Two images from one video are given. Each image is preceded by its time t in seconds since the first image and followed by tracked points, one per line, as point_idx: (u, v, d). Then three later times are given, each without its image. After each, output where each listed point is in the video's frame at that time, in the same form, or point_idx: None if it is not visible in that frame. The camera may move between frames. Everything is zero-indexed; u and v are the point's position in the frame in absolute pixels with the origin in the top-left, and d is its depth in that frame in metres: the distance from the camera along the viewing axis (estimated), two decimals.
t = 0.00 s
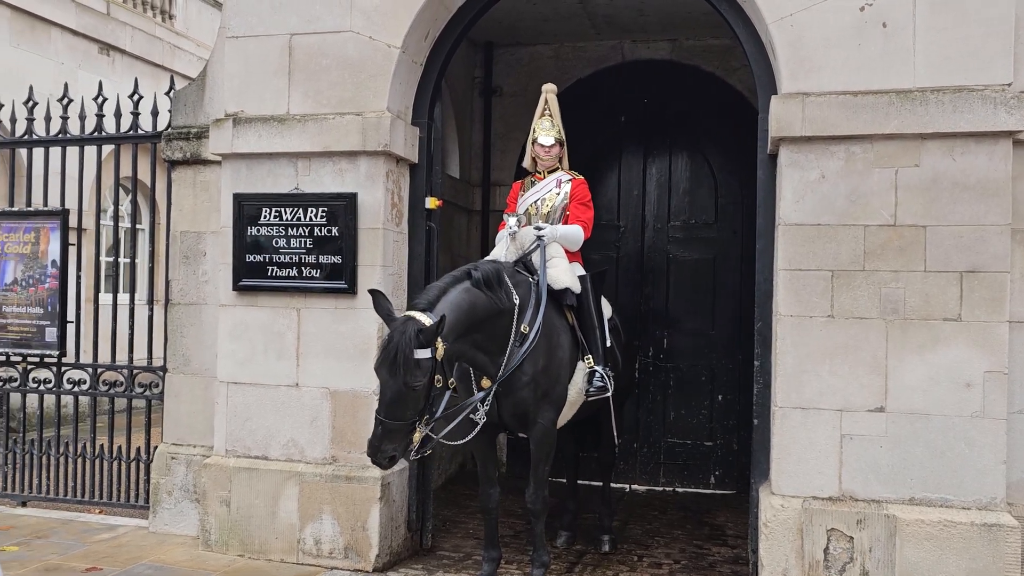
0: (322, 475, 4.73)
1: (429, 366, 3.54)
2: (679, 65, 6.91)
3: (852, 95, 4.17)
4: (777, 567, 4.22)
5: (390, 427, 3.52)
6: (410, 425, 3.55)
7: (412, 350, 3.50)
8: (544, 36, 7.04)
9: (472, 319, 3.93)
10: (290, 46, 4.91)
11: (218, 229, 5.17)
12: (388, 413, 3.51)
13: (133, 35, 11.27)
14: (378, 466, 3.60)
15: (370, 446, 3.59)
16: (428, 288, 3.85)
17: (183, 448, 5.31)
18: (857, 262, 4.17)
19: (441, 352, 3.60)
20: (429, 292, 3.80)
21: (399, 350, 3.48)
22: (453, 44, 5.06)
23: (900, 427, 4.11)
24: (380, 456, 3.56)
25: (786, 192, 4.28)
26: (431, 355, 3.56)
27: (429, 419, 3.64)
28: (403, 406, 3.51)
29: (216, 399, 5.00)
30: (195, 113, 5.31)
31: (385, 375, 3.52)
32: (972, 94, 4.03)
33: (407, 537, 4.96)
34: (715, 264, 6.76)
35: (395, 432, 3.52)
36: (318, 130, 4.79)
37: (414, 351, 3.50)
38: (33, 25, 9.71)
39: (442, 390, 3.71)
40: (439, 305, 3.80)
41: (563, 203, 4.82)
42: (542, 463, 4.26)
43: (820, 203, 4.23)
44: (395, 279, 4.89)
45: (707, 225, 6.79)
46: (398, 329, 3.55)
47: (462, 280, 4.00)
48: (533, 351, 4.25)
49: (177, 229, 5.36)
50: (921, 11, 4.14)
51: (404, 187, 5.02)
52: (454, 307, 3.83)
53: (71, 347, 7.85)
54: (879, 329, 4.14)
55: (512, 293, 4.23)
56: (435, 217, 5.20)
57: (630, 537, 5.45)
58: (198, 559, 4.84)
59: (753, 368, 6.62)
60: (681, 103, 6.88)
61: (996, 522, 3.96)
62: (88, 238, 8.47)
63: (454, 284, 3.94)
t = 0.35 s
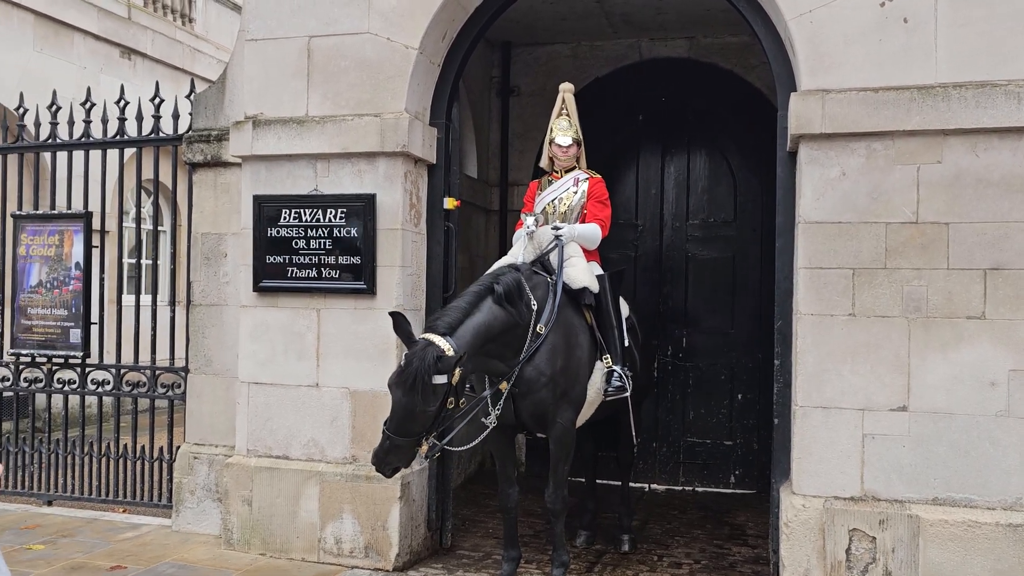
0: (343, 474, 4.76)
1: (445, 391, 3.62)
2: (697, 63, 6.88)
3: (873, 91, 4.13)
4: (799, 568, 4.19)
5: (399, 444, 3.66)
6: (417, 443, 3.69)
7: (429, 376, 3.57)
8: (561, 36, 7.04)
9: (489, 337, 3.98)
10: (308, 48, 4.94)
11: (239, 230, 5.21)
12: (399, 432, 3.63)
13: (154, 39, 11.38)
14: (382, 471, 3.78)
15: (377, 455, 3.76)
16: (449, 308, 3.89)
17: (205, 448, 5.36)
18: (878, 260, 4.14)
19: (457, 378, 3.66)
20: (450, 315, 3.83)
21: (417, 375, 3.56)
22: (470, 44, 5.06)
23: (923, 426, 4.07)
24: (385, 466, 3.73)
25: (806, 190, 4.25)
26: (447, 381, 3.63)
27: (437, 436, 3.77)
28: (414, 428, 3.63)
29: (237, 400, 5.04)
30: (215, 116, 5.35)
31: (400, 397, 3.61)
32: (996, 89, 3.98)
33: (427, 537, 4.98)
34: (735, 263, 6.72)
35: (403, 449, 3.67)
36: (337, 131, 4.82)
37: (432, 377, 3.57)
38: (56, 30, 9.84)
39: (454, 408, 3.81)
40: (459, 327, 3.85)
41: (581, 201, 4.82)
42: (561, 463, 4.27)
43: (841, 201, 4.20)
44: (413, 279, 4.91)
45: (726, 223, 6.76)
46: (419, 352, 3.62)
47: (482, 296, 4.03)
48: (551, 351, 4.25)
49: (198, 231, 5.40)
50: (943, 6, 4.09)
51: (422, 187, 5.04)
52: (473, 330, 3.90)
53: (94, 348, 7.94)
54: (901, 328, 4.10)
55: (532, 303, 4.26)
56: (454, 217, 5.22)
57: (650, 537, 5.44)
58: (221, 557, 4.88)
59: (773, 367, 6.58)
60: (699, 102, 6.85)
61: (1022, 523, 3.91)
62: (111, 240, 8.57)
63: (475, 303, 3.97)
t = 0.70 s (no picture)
0: (351, 467, 4.77)
1: (462, 408, 3.64)
2: (706, 55, 6.84)
3: (884, 84, 4.10)
4: (808, 562, 4.18)
5: (416, 460, 3.70)
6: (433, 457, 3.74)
7: (445, 395, 3.59)
8: (570, 28, 7.02)
9: (502, 348, 3.99)
10: (317, 41, 4.94)
11: (248, 224, 5.22)
12: (417, 449, 3.67)
13: (163, 32, 11.39)
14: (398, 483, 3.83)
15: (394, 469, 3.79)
16: (460, 321, 3.88)
17: (215, 441, 5.38)
18: (889, 254, 4.12)
19: (472, 394, 3.68)
20: (462, 329, 3.83)
21: (434, 394, 3.58)
22: (479, 37, 5.05)
23: (933, 421, 4.05)
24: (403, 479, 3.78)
25: (816, 183, 4.23)
26: (463, 399, 3.65)
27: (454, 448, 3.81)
28: (431, 445, 3.67)
29: (247, 392, 5.05)
30: (225, 109, 5.35)
31: (416, 416, 3.63)
32: (1009, 81, 3.95)
33: (435, 530, 4.99)
34: (744, 256, 6.70)
35: (420, 464, 3.71)
36: (345, 124, 4.82)
37: (448, 396, 3.60)
38: (66, 23, 9.87)
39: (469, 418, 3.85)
40: (471, 342, 3.85)
41: (588, 194, 4.80)
42: (570, 456, 4.29)
43: (851, 194, 4.17)
44: (422, 273, 4.91)
45: (736, 217, 6.73)
46: (435, 371, 3.63)
47: (494, 307, 4.00)
48: (558, 346, 4.24)
49: (207, 224, 5.42)
50: None
51: (431, 181, 5.04)
52: (486, 343, 3.89)
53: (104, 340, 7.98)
54: (912, 321, 4.08)
55: (542, 303, 4.24)
56: (462, 210, 5.21)
57: (658, 531, 5.44)
58: (230, 549, 4.90)
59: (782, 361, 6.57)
60: (708, 94, 6.81)
61: None
62: (121, 233, 8.60)
63: (486, 314, 3.95)
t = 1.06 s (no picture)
0: (353, 458, 4.77)
1: (476, 411, 3.65)
2: (710, 45, 6.80)
3: (889, 74, 4.07)
4: (810, 554, 4.18)
5: (438, 470, 3.68)
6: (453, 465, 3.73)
7: (461, 400, 3.59)
8: (572, 18, 6.98)
9: (512, 348, 4.00)
10: (319, 30, 4.91)
11: (250, 214, 5.21)
12: (437, 458, 3.66)
13: (164, 21, 11.35)
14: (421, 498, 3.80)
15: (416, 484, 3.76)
16: (467, 325, 3.89)
17: (217, 431, 5.38)
18: (893, 246, 4.10)
19: (486, 395, 3.69)
20: (470, 332, 3.84)
21: (449, 402, 3.58)
22: (481, 26, 5.02)
23: (936, 413, 4.04)
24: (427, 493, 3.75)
25: (820, 174, 4.20)
26: (478, 401, 3.66)
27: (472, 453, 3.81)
28: (451, 451, 3.67)
29: (249, 382, 5.05)
30: (226, 99, 5.33)
31: (433, 424, 3.62)
32: (1016, 71, 3.92)
33: (437, 520, 5.00)
34: (747, 247, 6.68)
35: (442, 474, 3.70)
36: (347, 114, 4.80)
37: (463, 401, 3.60)
38: (67, 13, 9.83)
39: (484, 422, 3.85)
40: (480, 344, 3.85)
41: (588, 184, 4.79)
42: (571, 447, 4.29)
43: (855, 185, 4.15)
44: (424, 263, 4.90)
45: (739, 208, 6.71)
46: (447, 378, 3.61)
47: (498, 307, 4.01)
48: (559, 338, 4.24)
49: (209, 214, 5.40)
50: None
51: (433, 171, 5.02)
52: (496, 343, 3.89)
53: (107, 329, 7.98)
54: (916, 313, 4.06)
55: (544, 298, 4.24)
56: (464, 201, 5.20)
57: (660, 522, 5.44)
58: (233, 539, 4.91)
59: (784, 352, 6.56)
60: (711, 85, 6.78)
61: None
62: (122, 224, 8.59)
63: (492, 315, 3.96)
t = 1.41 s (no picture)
0: (354, 451, 4.77)
1: (494, 407, 3.67)
2: (711, 36, 6.76)
3: (891, 66, 4.05)
4: (810, 547, 4.18)
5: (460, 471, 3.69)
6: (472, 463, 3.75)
7: (479, 397, 3.60)
8: (573, 9, 6.94)
9: (523, 343, 4.01)
10: (318, 23, 4.89)
11: (249, 207, 5.19)
12: (457, 458, 3.67)
13: (164, 14, 11.32)
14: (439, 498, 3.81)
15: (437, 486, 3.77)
16: (477, 323, 3.87)
17: (217, 425, 5.38)
18: (895, 239, 4.08)
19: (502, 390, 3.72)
20: (480, 330, 3.82)
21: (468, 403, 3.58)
22: (481, 18, 4.99)
23: (938, 406, 4.03)
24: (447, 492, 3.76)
25: (821, 166, 4.18)
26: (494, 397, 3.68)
27: (486, 449, 3.85)
28: (471, 450, 3.69)
29: (249, 375, 5.05)
30: (225, 92, 5.29)
31: (451, 424, 3.62)
32: (1019, 63, 3.89)
33: (438, 513, 5.01)
34: (748, 240, 6.66)
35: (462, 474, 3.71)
36: (346, 107, 4.78)
37: (481, 397, 3.61)
38: (66, 4, 9.80)
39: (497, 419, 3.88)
40: (491, 341, 3.84)
41: (588, 176, 4.76)
42: (571, 441, 4.29)
43: (856, 178, 4.14)
44: (424, 257, 4.89)
45: (740, 200, 6.69)
46: (463, 376, 3.63)
47: (508, 303, 3.99)
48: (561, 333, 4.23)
49: (208, 207, 5.38)
50: None
51: (433, 164, 5.00)
52: (506, 340, 3.88)
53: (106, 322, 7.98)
54: (917, 307, 4.05)
55: (548, 293, 4.22)
56: (464, 194, 5.19)
57: (661, 514, 5.44)
58: (233, 533, 4.92)
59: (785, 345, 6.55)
60: (712, 76, 6.75)
61: None
62: (122, 217, 8.58)
63: (502, 311, 3.93)
